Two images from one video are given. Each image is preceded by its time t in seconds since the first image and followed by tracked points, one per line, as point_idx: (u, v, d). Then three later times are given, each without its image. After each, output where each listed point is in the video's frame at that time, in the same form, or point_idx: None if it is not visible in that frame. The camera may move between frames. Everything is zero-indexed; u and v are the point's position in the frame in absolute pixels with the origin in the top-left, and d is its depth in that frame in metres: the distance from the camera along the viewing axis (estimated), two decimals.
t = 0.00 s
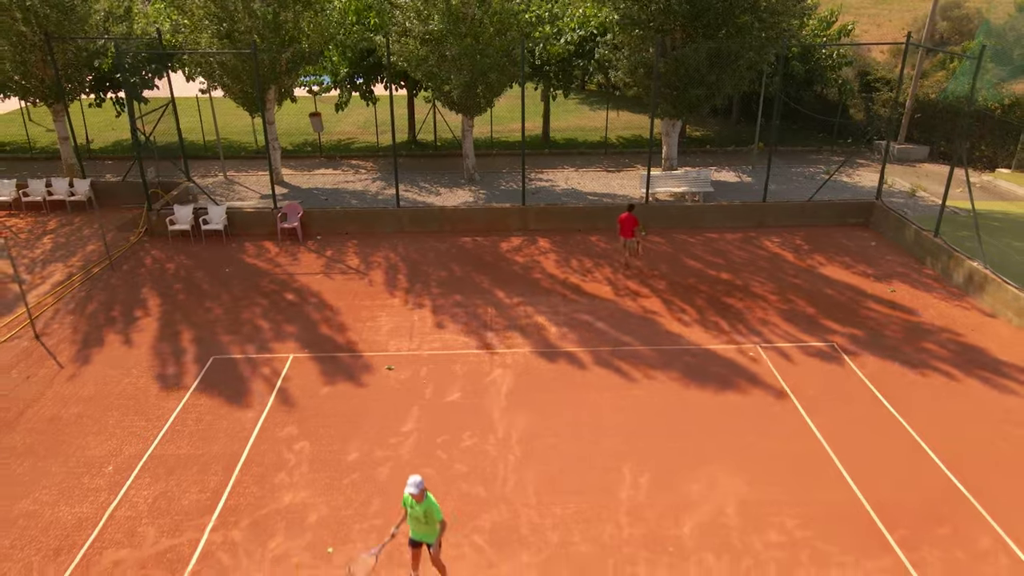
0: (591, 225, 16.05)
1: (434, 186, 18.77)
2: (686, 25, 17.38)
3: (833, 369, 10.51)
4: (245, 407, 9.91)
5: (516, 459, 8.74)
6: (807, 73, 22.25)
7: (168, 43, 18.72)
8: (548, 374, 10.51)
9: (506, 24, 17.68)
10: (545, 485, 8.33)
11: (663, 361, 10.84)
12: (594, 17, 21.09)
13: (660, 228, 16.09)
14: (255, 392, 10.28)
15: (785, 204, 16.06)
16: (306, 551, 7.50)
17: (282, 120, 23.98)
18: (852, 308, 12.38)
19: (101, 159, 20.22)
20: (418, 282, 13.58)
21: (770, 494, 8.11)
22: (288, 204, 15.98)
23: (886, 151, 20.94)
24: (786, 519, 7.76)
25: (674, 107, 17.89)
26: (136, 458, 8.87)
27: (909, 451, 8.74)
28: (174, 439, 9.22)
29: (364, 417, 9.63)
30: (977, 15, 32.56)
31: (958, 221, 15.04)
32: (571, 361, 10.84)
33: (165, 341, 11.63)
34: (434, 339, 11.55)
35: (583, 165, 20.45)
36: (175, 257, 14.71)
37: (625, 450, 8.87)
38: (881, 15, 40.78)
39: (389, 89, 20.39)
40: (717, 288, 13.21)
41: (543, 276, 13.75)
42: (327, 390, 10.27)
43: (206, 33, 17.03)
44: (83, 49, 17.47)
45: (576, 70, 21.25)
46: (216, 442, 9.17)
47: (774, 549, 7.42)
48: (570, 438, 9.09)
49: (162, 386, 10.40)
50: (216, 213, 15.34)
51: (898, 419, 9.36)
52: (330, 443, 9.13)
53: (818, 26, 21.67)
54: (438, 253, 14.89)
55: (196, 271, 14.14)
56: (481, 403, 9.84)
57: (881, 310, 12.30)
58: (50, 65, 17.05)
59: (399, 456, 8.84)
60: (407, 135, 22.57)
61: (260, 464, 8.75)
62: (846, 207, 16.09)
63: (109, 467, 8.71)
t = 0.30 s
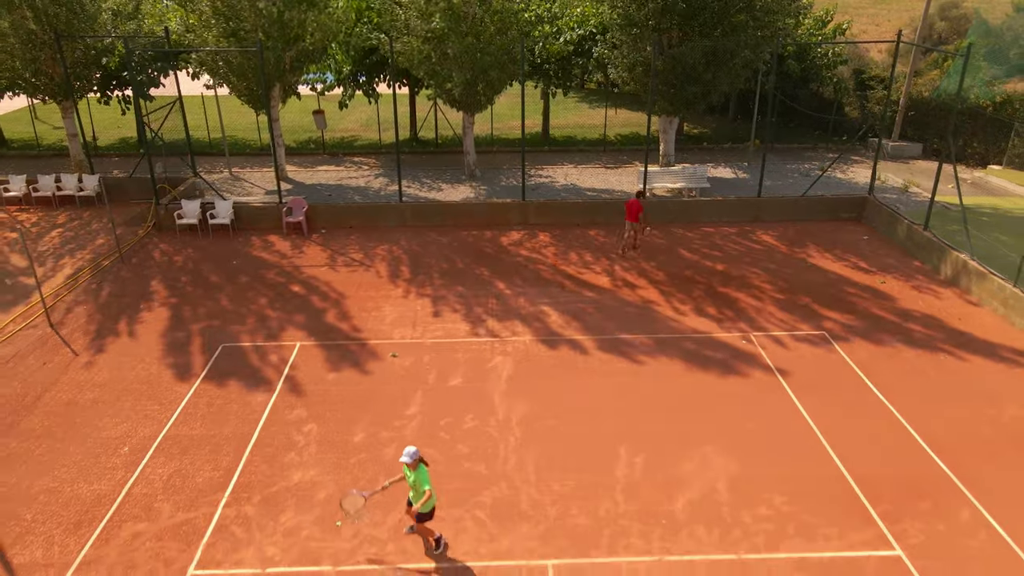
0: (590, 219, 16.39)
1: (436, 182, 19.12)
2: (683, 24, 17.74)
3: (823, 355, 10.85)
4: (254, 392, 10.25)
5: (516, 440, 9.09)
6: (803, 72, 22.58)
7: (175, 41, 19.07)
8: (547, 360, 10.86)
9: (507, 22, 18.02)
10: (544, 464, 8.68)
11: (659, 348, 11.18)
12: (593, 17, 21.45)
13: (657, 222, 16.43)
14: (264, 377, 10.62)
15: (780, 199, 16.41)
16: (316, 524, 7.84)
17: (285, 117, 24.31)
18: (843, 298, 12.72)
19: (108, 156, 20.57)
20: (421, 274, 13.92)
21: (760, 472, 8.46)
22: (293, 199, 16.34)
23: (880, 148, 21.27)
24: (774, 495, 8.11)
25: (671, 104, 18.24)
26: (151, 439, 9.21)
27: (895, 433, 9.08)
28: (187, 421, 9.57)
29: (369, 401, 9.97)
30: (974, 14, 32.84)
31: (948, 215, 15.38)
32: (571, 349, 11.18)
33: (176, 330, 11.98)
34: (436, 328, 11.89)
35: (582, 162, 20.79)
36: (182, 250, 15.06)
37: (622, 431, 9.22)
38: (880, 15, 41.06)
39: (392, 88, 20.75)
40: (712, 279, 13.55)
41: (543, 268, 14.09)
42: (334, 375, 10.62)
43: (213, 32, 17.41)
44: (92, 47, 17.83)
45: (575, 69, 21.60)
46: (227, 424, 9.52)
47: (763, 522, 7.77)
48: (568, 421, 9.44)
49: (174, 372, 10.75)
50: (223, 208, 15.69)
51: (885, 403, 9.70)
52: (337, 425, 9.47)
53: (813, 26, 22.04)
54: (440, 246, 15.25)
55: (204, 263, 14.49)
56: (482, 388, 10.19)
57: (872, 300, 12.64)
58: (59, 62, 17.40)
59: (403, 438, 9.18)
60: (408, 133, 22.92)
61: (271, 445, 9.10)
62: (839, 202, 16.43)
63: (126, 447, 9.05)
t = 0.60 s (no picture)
0: (589, 214, 16.75)
1: (438, 178, 19.48)
2: (680, 23, 18.11)
3: (813, 343, 11.23)
4: (264, 378, 10.61)
5: (516, 422, 9.45)
6: (799, 71, 22.91)
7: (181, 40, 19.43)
8: (546, 349, 11.21)
9: (507, 21, 18.38)
10: (543, 445, 9.03)
11: (655, 336, 11.55)
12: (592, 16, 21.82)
13: (654, 217, 16.79)
14: (272, 364, 10.99)
15: (774, 194, 16.76)
16: (325, 500, 8.20)
17: (288, 115, 24.67)
18: (834, 289, 13.10)
19: (115, 154, 20.93)
20: (424, 267, 14.29)
21: (750, 453, 8.82)
22: (298, 194, 16.70)
23: (875, 146, 21.61)
24: (764, 474, 8.47)
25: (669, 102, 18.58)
26: (165, 422, 9.57)
27: (880, 416, 9.45)
28: (199, 405, 9.94)
29: (374, 386, 10.34)
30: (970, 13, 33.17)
31: (939, 210, 15.71)
32: (571, 337, 11.56)
33: (186, 320, 12.34)
34: (439, 318, 12.27)
35: (581, 159, 21.15)
36: (190, 244, 15.41)
37: (618, 414, 9.59)
38: (878, 15, 41.29)
39: (394, 86, 21.11)
40: (708, 271, 13.92)
41: (543, 261, 14.48)
42: (340, 362, 10.99)
43: (220, 30, 17.79)
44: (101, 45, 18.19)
45: (574, 67, 21.97)
46: (238, 408, 9.88)
47: (752, 498, 8.13)
48: (567, 404, 9.81)
49: (186, 359, 11.10)
50: (230, 203, 16.06)
51: (871, 388, 10.06)
52: (344, 409, 9.83)
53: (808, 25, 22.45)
54: (442, 240, 15.60)
55: (212, 256, 14.86)
56: (484, 374, 10.55)
57: (862, 291, 13.00)
58: (69, 61, 17.76)
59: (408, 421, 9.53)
60: (410, 130, 23.26)
61: (281, 427, 9.46)
62: (832, 197, 16.78)
63: (141, 429, 9.41)
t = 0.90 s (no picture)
0: (588, 209, 17.11)
1: (440, 174, 19.84)
2: (677, 21, 18.44)
3: (804, 331, 11.59)
4: (272, 364, 10.97)
5: (517, 406, 9.80)
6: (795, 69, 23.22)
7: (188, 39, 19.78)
8: (545, 337, 11.57)
9: (507, 20, 18.71)
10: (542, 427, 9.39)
11: (651, 326, 11.92)
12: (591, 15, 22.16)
13: (652, 211, 17.14)
14: (280, 352, 11.34)
15: (769, 189, 17.11)
16: (334, 478, 8.55)
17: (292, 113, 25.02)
18: (826, 281, 13.45)
19: (122, 151, 21.27)
20: (426, 260, 14.65)
21: (741, 434, 9.17)
22: (303, 189, 17.05)
23: (870, 143, 21.94)
24: (754, 453, 8.82)
25: (666, 99, 18.95)
26: (178, 405, 9.93)
27: (868, 399, 9.80)
28: (211, 390, 10.29)
29: (379, 372, 10.69)
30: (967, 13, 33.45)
31: (929, 204, 16.05)
32: (569, 326, 11.92)
33: (195, 310, 12.69)
34: (442, 308, 12.62)
35: (580, 156, 21.50)
36: (198, 237, 15.76)
37: (615, 399, 9.95)
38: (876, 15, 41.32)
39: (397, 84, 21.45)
40: (703, 264, 14.27)
41: (543, 254, 14.83)
42: (346, 350, 11.35)
43: (226, 28, 18.15)
44: (110, 43, 18.53)
45: (574, 65, 22.31)
46: (248, 392, 10.23)
47: (743, 476, 8.48)
48: (566, 389, 10.16)
49: (196, 347, 11.46)
50: (236, 198, 16.41)
51: (859, 373, 10.42)
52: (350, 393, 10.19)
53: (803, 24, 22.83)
54: (444, 234, 15.95)
55: (220, 249, 15.21)
56: (485, 361, 10.91)
57: (853, 282, 13.36)
58: (78, 59, 18.10)
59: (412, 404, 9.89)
60: (412, 128, 23.61)
61: (290, 410, 9.82)
62: (826, 193, 17.13)
63: (155, 412, 9.77)
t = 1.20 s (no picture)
0: (587, 205, 17.47)
1: (442, 171, 20.20)
2: (675, 20, 18.79)
3: (796, 321, 11.95)
4: (281, 352, 11.32)
5: (518, 391, 10.15)
6: (791, 67, 23.53)
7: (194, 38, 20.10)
8: (545, 327, 11.93)
9: (508, 19, 19.03)
10: (542, 411, 9.74)
11: (648, 317, 12.28)
12: (590, 14, 22.50)
13: (650, 207, 17.50)
14: (289, 340, 11.70)
15: (765, 185, 17.46)
16: (342, 459, 8.90)
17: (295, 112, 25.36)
18: (819, 273, 13.82)
19: (129, 148, 21.61)
20: (429, 253, 15.01)
21: (733, 417, 9.53)
22: (308, 185, 17.41)
23: (866, 141, 22.28)
24: (747, 435, 9.18)
25: (664, 97, 19.30)
26: (191, 390, 10.29)
27: (856, 385, 10.16)
28: (222, 376, 10.64)
29: (384, 360, 11.05)
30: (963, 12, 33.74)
31: (921, 199, 16.38)
32: (568, 317, 12.27)
33: (204, 300, 13.05)
34: (445, 299, 12.99)
35: (580, 153, 21.85)
36: (206, 231, 16.13)
37: (612, 384, 10.31)
38: (875, 15, 41.49)
39: (399, 82, 21.81)
40: (700, 257, 14.63)
41: (543, 248, 15.19)
42: (352, 338, 11.71)
43: (233, 27, 18.51)
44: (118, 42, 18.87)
45: (574, 64, 22.64)
46: (258, 378, 10.59)
47: (735, 456, 8.84)
48: (565, 376, 10.52)
49: (207, 336, 11.81)
50: (243, 193, 16.75)
51: (848, 361, 10.78)
52: (356, 379, 10.54)
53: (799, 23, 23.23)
54: (446, 229, 16.31)
55: (228, 243, 15.57)
56: (487, 349, 11.27)
57: (844, 275, 13.72)
58: (88, 57, 18.43)
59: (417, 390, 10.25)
60: (414, 126, 23.96)
61: (298, 395, 10.18)
62: (820, 188, 17.47)
63: (169, 397, 10.12)
